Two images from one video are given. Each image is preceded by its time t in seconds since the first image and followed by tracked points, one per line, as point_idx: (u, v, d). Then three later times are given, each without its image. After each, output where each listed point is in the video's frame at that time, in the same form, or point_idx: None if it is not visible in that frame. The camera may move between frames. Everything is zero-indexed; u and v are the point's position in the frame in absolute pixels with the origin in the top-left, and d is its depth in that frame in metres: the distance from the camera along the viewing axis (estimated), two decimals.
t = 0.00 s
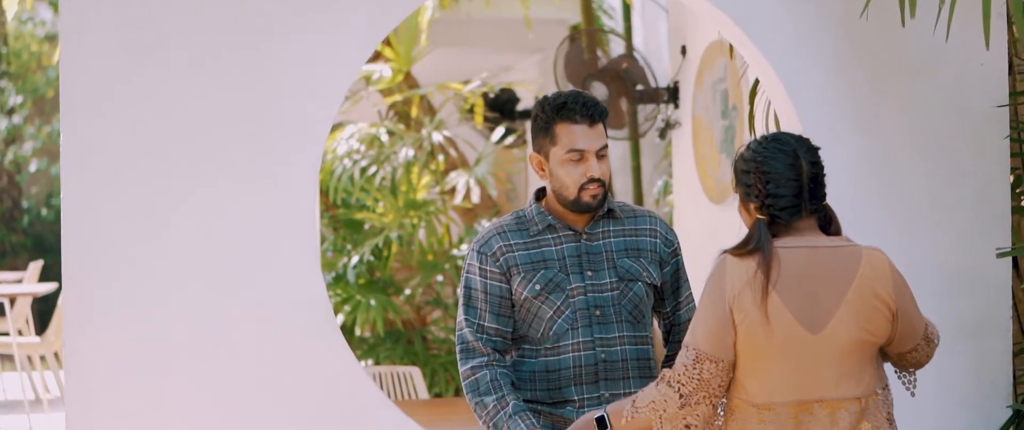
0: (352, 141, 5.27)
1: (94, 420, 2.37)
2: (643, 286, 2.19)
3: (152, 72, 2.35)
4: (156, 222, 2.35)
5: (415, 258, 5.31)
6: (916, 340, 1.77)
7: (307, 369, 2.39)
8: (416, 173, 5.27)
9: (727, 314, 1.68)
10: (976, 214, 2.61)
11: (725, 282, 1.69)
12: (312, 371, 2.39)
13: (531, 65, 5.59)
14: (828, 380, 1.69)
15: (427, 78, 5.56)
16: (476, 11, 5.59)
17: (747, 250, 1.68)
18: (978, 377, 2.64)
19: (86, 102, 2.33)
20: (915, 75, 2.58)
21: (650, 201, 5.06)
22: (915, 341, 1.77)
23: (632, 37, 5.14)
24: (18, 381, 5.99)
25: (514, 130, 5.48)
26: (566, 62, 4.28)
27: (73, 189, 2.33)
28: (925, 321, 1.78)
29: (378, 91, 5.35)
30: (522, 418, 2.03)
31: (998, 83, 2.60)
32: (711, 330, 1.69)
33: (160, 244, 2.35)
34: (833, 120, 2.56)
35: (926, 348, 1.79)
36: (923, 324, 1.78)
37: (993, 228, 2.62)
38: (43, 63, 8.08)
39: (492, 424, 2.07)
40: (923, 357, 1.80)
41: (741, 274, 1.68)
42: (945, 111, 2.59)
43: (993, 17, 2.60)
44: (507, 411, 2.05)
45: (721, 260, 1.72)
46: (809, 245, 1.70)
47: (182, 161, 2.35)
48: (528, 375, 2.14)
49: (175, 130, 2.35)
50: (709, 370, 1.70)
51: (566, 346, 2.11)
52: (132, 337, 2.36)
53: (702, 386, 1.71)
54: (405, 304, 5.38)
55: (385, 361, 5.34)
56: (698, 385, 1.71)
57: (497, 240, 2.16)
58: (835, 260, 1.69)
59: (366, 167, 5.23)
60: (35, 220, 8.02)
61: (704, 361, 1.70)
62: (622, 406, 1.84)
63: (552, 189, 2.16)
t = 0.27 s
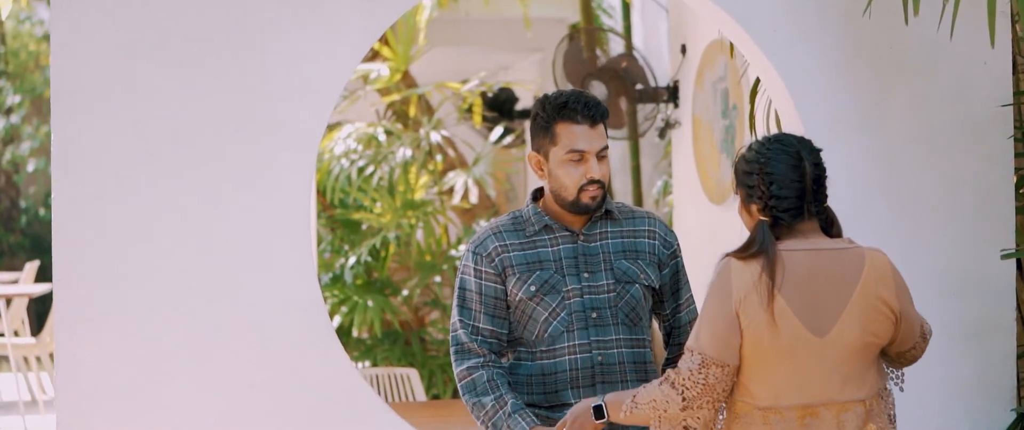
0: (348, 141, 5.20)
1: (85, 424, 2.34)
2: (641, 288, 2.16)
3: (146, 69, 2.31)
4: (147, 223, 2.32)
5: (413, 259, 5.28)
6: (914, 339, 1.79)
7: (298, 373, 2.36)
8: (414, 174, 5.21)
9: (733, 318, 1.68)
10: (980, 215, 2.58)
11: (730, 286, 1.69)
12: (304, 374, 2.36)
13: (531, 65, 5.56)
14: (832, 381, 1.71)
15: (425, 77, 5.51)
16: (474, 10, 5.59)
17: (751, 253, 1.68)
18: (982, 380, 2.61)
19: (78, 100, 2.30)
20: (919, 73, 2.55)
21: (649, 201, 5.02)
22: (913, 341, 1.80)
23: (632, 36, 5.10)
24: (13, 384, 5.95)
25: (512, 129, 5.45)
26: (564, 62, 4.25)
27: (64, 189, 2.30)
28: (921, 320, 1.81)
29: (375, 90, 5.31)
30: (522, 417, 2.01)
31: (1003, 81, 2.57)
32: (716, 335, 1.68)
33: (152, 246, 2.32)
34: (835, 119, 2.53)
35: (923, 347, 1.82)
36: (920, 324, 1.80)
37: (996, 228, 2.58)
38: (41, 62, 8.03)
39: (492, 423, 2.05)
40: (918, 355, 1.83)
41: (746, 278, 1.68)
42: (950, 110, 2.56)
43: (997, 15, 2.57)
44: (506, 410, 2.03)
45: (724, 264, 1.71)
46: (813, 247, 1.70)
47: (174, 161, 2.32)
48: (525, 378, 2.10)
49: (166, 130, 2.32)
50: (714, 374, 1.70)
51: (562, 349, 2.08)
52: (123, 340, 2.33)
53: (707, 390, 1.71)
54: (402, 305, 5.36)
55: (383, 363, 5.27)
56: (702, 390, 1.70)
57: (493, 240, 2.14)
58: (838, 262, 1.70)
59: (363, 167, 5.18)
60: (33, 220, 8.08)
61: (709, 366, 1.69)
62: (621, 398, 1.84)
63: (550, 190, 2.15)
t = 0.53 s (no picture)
0: (346, 141, 5.16)
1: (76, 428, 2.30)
2: (639, 290, 2.17)
3: (137, 68, 2.28)
4: (139, 224, 2.28)
5: (411, 259, 5.23)
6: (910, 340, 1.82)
7: (291, 375, 2.33)
8: (411, 173, 5.14)
9: (737, 323, 1.69)
10: (984, 215, 2.55)
11: (734, 291, 1.69)
12: (297, 377, 2.33)
13: (530, 64, 5.54)
14: (834, 386, 1.72)
15: (423, 75, 5.50)
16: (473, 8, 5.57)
17: (754, 257, 1.70)
18: (985, 384, 2.57)
19: (67, 99, 2.27)
20: (922, 71, 2.52)
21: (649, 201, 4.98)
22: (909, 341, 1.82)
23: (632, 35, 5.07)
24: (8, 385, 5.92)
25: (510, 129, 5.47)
26: (563, 61, 4.22)
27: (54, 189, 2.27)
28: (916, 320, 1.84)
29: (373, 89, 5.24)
30: (520, 414, 2.01)
31: (1007, 81, 2.54)
32: (720, 340, 1.69)
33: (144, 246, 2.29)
34: (836, 119, 2.49)
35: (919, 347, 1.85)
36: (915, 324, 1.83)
37: (999, 229, 2.55)
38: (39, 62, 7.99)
39: (491, 426, 2.05)
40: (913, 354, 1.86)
41: (750, 284, 1.69)
42: (954, 110, 2.53)
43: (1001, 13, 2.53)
44: (506, 411, 2.03)
45: (727, 268, 1.72)
46: (815, 251, 1.71)
47: (166, 160, 2.29)
48: (521, 381, 2.12)
49: (158, 129, 2.28)
50: (718, 380, 1.70)
51: (558, 352, 2.10)
52: (114, 342, 2.29)
53: (711, 396, 1.71)
54: (400, 306, 5.33)
55: (381, 364, 5.23)
56: (705, 395, 1.71)
57: (489, 242, 2.15)
58: (841, 266, 1.71)
59: (361, 167, 5.12)
60: (31, 221, 8.06)
61: (713, 372, 1.70)
62: (619, 393, 1.85)
63: (549, 190, 2.14)
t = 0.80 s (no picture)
0: (343, 140, 5.13)
1: None
2: (638, 291, 2.18)
3: (130, 66, 2.24)
4: (131, 224, 2.25)
5: (408, 259, 5.20)
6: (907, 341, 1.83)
7: (285, 379, 2.29)
8: (409, 173, 5.12)
9: (739, 330, 1.68)
10: (988, 215, 2.52)
11: (735, 298, 1.69)
12: (290, 380, 2.29)
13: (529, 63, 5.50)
14: (834, 390, 1.73)
15: (420, 75, 5.43)
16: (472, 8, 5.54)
17: (754, 262, 1.69)
18: (989, 387, 2.54)
19: (59, 97, 2.23)
20: (925, 70, 2.48)
21: (649, 201, 4.93)
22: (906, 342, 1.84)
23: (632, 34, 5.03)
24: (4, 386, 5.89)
25: (509, 128, 5.42)
26: (563, 59, 4.20)
27: (44, 188, 2.23)
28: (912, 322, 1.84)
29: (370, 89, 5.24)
30: (517, 411, 2.05)
31: (1012, 79, 2.51)
32: (721, 348, 1.68)
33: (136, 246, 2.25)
34: (839, 117, 2.46)
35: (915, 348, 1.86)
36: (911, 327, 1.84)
37: (1003, 230, 2.52)
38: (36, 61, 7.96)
39: (490, 425, 2.07)
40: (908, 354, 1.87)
41: (751, 289, 1.68)
42: (958, 108, 2.50)
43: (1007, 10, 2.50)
44: (504, 409, 2.06)
45: (728, 274, 1.71)
46: (815, 256, 1.71)
47: (158, 160, 2.25)
48: (518, 385, 2.13)
49: (150, 128, 2.25)
50: (718, 388, 1.70)
51: (555, 355, 2.10)
52: (105, 344, 2.26)
53: (711, 403, 1.71)
54: (398, 306, 5.30)
55: (378, 365, 5.22)
56: (705, 403, 1.70)
57: (485, 244, 2.16)
58: (843, 270, 1.71)
59: (358, 167, 5.11)
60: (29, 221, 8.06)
61: (714, 379, 1.69)
62: (619, 383, 1.84)
63: (549, 190, 2.16)
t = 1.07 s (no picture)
0: (341, 139, 5.10)
1: None
2: (636, 291, 2.31)
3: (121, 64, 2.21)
4: (121, 224, 2.21)
5: (406, 260, 5.15)
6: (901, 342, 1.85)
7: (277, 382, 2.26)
8: (407, 173, 5.10)
9: (739, 334, 1.69)
10: (992, 215, 2.49)
11: (735, 302, 1.70)
12: (283, 383, 2.26)
13: (527, 61, 5.47)
14: (833, 393, 1.74)
15: (419, 74, 5.39)
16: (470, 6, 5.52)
17: (754, 265, 1.70)
18: (993, 389, 2.51)
19: (48, 94, 2.20)
20: (927, 69, 2.45)
21: (649, 201, 4.88)
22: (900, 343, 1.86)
23: (631, 32, 4.98)
24: None
25: (508, 127, 5.36)
26: (562, 58, 4.15)
27: (33, 187, 2.20)
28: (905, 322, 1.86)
29: (367, 87, 5.17)
30: (511, 406, 2.11)
31: (1016, 76, 2.48)
32: (721, 353, 1.69)
33: (127, 248, 2.21)
34: (841, 116, 2.42)
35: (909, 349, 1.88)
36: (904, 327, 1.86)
37: (1005, 231, 2.49)
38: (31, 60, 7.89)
39: (488, 422, 2.15)
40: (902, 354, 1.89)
41: (752, 293, 1.69)
42: (962, 106, 2.47)
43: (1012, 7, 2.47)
44: (497, 404, 2.13)
45: (727, 278, 1.72)
46: (816, 258, 1.72)
47: (149, 159, 2.22)
48: (517, 386, 2.24)
49: (141, 127, 2.21)
50: (718, 393, 1.70)
51: (553, 356, 2.22)
52: (95, 346, 2.22)
53: (710, 408, 1.71)
54: (396, 307, 5.25)
55: (375, 367, 5.17)
56: (704, 407, 1.71)
57: (481, 246, 2.29)
58: (842, 273, 1.72)
59: (355, 166, 5.06)
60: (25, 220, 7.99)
61: (713, 383, 1.70)
62: (616, 375, 1.85)
63: (549, 188, 2.27)
